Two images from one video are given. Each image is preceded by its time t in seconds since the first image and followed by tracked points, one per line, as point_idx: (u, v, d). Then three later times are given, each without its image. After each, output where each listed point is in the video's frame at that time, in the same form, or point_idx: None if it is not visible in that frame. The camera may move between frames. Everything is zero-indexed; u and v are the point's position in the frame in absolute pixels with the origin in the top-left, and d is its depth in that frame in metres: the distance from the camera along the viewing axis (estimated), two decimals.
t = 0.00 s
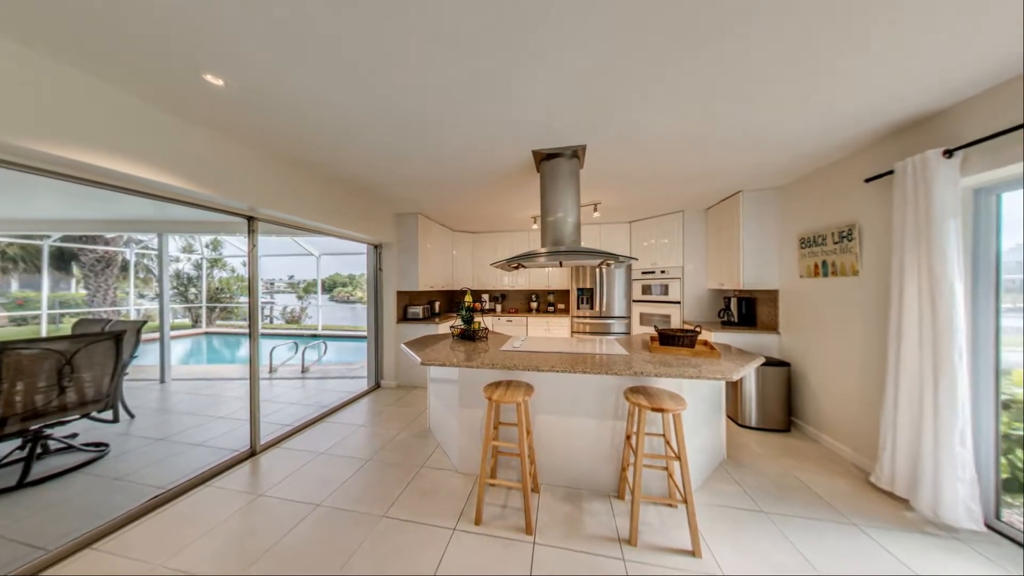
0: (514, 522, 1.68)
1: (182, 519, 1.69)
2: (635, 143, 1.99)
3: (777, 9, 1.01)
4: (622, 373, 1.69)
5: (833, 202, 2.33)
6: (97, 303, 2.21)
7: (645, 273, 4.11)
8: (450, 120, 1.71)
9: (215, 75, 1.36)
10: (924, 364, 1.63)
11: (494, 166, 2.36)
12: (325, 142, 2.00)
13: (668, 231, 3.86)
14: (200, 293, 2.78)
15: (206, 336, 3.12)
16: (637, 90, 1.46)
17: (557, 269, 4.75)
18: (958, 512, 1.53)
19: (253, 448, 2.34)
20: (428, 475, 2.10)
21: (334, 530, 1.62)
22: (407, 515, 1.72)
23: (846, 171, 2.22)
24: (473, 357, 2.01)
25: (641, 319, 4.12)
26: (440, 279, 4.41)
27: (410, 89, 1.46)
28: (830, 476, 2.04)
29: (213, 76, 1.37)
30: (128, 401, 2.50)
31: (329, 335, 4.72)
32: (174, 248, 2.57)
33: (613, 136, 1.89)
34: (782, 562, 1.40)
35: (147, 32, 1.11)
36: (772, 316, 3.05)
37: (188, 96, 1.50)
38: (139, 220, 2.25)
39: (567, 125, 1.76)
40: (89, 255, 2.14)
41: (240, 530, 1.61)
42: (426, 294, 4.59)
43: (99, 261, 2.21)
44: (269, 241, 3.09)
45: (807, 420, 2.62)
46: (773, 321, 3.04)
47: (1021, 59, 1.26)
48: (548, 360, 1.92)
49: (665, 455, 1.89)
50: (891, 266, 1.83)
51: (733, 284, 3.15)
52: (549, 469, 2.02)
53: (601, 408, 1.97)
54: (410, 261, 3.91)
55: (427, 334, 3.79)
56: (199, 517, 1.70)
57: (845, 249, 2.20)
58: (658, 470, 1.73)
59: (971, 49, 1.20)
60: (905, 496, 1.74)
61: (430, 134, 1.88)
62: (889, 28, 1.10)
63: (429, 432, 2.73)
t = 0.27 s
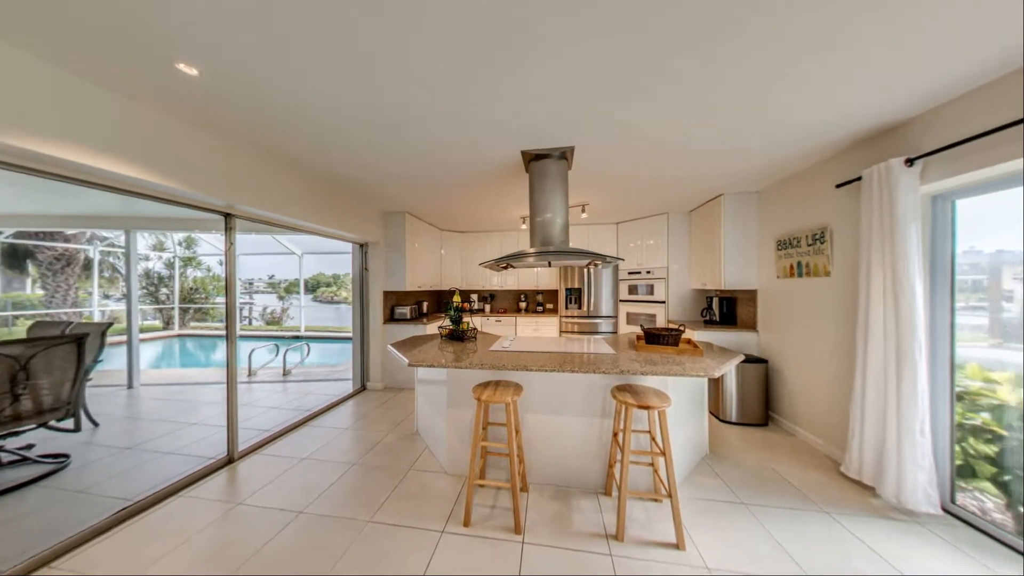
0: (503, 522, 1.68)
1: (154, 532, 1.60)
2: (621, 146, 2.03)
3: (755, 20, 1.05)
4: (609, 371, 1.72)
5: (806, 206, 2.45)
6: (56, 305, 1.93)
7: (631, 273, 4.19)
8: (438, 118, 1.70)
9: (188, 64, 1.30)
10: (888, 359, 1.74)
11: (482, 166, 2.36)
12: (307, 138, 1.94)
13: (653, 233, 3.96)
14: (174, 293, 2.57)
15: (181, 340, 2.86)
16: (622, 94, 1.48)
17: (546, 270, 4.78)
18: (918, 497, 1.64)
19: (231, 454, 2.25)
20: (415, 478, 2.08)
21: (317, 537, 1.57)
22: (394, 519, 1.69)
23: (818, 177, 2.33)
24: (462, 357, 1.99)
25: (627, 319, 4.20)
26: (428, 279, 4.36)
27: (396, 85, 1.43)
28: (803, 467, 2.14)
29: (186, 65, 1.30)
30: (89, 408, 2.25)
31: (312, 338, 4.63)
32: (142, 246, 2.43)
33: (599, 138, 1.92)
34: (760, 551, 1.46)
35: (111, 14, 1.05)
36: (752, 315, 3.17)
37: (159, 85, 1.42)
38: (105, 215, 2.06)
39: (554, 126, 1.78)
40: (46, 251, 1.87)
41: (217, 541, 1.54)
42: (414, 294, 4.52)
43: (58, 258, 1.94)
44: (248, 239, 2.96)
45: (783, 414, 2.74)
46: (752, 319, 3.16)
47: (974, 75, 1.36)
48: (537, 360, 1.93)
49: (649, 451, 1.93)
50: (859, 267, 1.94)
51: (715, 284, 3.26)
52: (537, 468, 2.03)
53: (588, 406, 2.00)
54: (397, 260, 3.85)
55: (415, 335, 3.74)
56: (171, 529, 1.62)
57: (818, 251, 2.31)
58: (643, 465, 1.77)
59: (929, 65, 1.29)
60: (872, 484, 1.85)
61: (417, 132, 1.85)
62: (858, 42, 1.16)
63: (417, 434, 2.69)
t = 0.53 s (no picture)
0: (492, 523, 1.67)
1: (120, 548, 1.50)
2: (609, 148, 2.06)
3: (739, 28, 1.09)
4: (597, 370, 1.74)
5: (783, 210, 2.56)
6: (9, 307, 1.73)
7: (618, 273, 4.27)
8: (426, 116, 1.67)
9: (159, 53, 1.22)
10: (856, 356, 1.84)
11: (471, 165, 2.34)
12: (289, 134, 1.87)
13: (639, 234, 4.05)
14: (145, 294, 2.40)
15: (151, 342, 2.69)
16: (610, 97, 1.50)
17: (535, 270, 4.80)
18: (883, 484, 1.75)
19: (206, 462, 2.15)
20: (402, 481, 2.04)
21: (299, 546, 1.52)
22: (380, 524, 1.66)
23: (794, 182, 2.45)
24: (451, 358, 1.97)
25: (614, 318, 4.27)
26: (416, 279, 4.29)
27: (383, 82, 1.40)
28: (780, 459, 2.24)
29: (157, 54, 1.22)
30: (48, 416, 2.02)
31: (294, 339, 4.48)
32: (108, 243, 2.20)
33: (588, 140, 1.94)
34: (740, 542, 1.51)
35: None
36: (732, 314, 3.29)
37: (126, 74, 1.34)
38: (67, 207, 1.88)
39: (544, 127, 1.79)
40: None
41: (191, 555, 1.46)
42: (401, 294, 4.45)
43: (13, 254, 1.72)
44: (226, 236, 2.81)
45: (761, 409, 2.85)
46: (733, 318, 3.27)
47: (932, 90, 1.46)
48: (526, 360, 1.93)
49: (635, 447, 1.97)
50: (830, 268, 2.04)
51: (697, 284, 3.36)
52: (526, 467, 2.03)
53: (577, 404, 2.02)
54: (384, 260, 3.77)
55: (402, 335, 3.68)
56: (141, 544, 1.53)
57: (793, 253, 2.42)
58: (630, 462, 1.80)
59: (893, 78, 1.37)
60: (842, 473, 1.95)
61: (405, 129, 1.82)
62: (830, 54, 1.22)
63: (404, 437, 2.65)
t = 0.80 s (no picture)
0: (481, 523, 1.67)
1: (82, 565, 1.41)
2: (596, 150, 2.09)
3: (717, 36, 1.13)
4: (585, 369, 1.76)
5: (761, 213, 2.68)
6: None
7: (605, 274, 4.34)
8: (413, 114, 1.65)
9: (127, 39, 1.14)
10: (828, 353, 1.95)
11: (459, 165, 2.32)
12: (270, 129, 1.80)
13: (626, 235, 4.13)
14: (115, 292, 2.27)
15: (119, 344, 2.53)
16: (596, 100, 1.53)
17: (524, 270, 4.81)
18: (852, 473, 1.85)
19: (179, 472, 2.04)
20: (389, 485, 2.01)
21: (280, 555, 1.46)
22: (366, 529, 1.62)
23: (771, 186, 2.55)
24: (439, 359, 1.95)
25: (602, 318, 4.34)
26: (403, 278, 4.22)
27: (368, 78, 1.37)
28: (758, 452, 2.33)
29: (124, 40, 1.15)
30: None
31: (274, 341, 4.33)
32: (69, 239, 2.00)
33: (575, 142, 1.97)
34: (722, 533, 1.57)
35: None
36: (714, 313, 3.40)
37: (89, 60, 1.26)
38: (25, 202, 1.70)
39: (532, 128, 1.80)
40: None
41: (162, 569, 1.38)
42: (388, 294, 4.37)
43: None
44: (199, 233, 2.63)
45: (740, 404, 2.96)
46: (715, 317, 3.39)
47: (895, 101, 1.56)
48: (515, 360, 1.93)
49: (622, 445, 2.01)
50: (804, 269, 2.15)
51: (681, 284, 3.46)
52: (515, 467, 2.04)
53: (565, 403, 2.04)
54: (370, 260, 3.70)
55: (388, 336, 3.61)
56: (106, 559, 1.44)
57: (770, 254, 2.53)
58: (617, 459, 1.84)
59: (861, 90, 1.45)
60: (814, 464, 2.05)
61: (392, 127, 1.79)
62: (804, 65, 1.28)
63: (391, 439, 2.60)
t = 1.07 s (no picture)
0: (469, 525, 1.66)
1: None
2: (584, 152, 2.12)
3: (700, 44, 1.16)
4: (573, 369, 1.77)
5: (741, 216, 2.78)
6: None
7: (593, 274, 4.40)
8: (401, 111, 1.62)
9: (90, 23, 1.08)
10: (802, 349, 2.04)
11: (447, 164, 2.30)
12: (248, 122, 1.74)
13: (613, 236, 4.20)
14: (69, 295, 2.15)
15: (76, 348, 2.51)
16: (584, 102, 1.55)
17: (513, 270, 4.82)
18: (824, 464, 1.95)
19: (149, 482, 1.93)
20: (376, 488, 1.97)
21: (259, 564, 1.41)
22: (351, 535, 1.59)
23: (750, 190, 2.66)
24: (427, 360, 1.92)
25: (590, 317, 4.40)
26: (390, 278, 4.15)
27: (354, 72, 1.34)
28: (738, 446, 2.42)
29: (86, 23, 1.08)
30: None
31: (253, 343, 4.13)
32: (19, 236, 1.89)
33: (564, 143, 1.98)
34: (704, 525, 1.62)
35: None
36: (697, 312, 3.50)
37: (47, 43, 1.18)
38: None
39: (521, 128, 1.80)
40: None
41: None
42: (374, 294, 4.28)
43: None
44: (172, 229, 2.49)
45: (722, 400, 3.07)
46: (698, 317, 3.49)
47: (863, 112, 1.65)
48: (504, 360, 1.93)
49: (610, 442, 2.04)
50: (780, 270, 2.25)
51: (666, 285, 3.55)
52: (504, 467, 2.04)
53: (554, 402, 2.05)
54: (355, 259, 3.61)
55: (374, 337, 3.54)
56: None
57: (750, 255, 2.63)
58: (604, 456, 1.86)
59: (833, 100, 1.53)
60: (790, 456, 2.15)
61: (378, 124, 1.75)
62: (782, 75, 1.34)
63: (377, 442, 2.55)
